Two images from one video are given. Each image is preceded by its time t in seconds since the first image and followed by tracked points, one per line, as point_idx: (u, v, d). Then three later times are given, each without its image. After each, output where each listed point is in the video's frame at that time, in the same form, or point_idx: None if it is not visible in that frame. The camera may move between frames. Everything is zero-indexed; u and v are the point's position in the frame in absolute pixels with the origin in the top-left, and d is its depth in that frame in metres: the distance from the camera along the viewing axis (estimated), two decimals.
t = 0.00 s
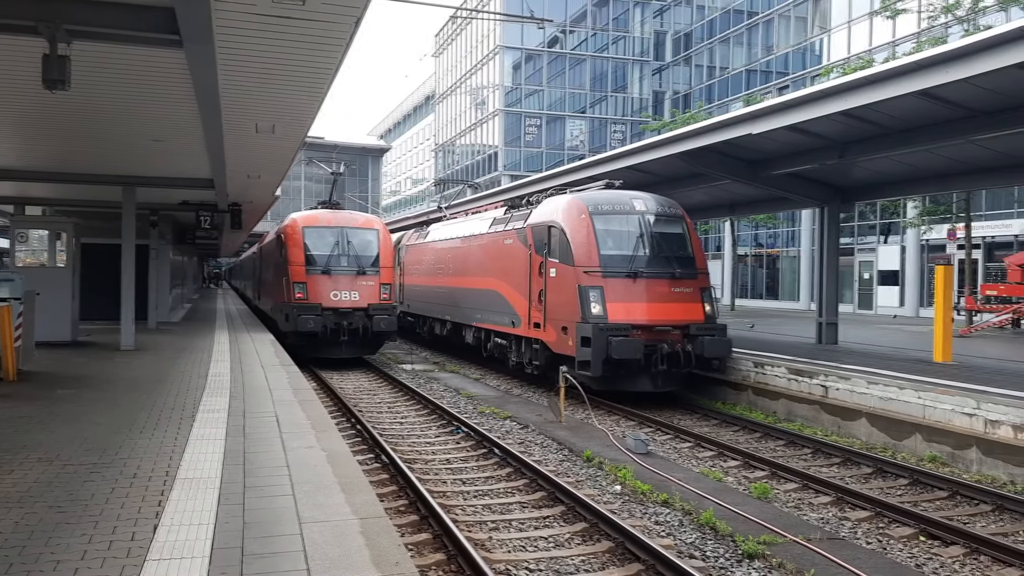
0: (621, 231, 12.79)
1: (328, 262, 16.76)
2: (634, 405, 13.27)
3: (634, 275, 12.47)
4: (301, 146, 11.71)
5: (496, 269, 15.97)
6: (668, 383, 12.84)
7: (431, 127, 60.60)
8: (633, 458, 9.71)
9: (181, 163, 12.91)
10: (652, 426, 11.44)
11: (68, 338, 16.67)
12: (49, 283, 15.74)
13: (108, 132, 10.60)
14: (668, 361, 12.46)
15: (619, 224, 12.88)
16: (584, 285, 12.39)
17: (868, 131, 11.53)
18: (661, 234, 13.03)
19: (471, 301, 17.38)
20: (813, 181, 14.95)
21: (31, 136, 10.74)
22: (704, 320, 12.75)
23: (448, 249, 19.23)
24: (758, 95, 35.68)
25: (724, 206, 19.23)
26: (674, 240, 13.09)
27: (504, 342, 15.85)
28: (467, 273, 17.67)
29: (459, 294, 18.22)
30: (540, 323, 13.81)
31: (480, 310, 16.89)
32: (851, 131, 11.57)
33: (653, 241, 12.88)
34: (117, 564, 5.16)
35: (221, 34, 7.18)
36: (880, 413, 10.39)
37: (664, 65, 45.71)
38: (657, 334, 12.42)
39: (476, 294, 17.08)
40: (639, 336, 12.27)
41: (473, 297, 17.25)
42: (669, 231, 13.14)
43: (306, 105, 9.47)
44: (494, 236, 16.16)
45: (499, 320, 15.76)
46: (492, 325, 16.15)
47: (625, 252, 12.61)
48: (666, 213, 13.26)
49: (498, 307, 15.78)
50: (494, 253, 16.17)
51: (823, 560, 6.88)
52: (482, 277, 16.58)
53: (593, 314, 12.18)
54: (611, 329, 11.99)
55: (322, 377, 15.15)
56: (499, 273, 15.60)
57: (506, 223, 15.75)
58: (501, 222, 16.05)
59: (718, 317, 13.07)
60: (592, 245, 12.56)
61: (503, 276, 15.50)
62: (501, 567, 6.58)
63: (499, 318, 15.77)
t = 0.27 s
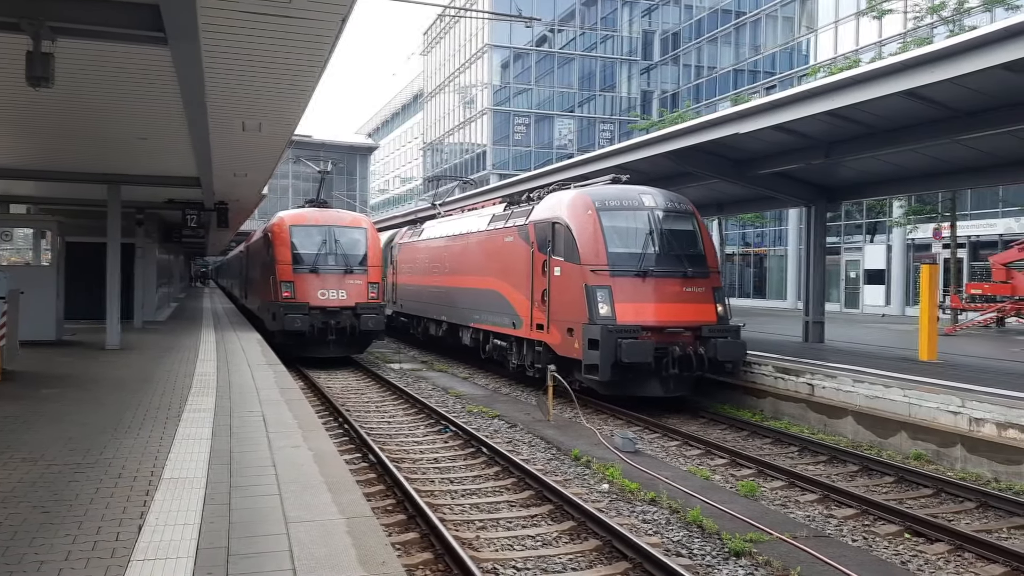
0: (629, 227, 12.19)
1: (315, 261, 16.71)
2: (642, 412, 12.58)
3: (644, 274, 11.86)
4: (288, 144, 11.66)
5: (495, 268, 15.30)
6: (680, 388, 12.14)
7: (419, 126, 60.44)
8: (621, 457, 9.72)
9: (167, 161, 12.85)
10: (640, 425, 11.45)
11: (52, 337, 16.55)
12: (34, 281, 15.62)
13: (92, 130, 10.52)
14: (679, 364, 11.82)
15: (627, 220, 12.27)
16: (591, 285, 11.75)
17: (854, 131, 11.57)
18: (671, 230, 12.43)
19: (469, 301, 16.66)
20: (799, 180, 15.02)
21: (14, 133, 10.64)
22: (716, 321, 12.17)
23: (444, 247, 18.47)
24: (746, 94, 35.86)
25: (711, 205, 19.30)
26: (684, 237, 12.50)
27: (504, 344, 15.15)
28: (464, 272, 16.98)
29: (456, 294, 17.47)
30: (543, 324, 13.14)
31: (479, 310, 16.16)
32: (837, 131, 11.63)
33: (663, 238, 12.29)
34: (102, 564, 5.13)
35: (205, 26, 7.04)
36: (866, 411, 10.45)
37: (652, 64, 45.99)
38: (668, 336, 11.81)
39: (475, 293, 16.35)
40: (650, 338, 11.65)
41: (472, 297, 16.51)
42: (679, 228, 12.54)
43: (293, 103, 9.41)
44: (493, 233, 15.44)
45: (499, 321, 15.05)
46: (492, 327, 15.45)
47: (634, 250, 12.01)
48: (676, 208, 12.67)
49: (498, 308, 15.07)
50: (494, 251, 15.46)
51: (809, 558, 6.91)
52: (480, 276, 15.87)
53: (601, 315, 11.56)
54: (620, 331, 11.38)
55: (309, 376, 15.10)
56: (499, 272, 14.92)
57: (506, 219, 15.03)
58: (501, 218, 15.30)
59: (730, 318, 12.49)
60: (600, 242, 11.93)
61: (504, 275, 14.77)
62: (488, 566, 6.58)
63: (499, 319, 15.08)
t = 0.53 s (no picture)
0: (629, 225, 11.64)
1: (291, 260, 16.60)
2: (641, 419, 12.03)
3: (645, 274, 11.30)
4: (263, 142, 11.57)
5: (484, 267, 14.65)
6: (681, 393, 11.64)
7: (396, 125, 60.16)
8: (598, 456, 9.75)
9: (139, 159, 12.70)
10: (616, 425, 11.49)
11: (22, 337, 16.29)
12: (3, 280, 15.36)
13: (62, 127, 10.38)
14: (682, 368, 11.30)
15: (627, 217, 11.71)
16: (589, 285, 11.20)
17: (827, 132, 11.69)
18: (672, 228, 11.90)
19: (457, 301, 16.00)
20: (774, 180, 15.16)
21: None
22: (719, 323, 11.67)
23: (429, 245, 17.77)
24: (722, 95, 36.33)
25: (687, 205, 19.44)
26: (686, 235, 11.97)
27: (494, 347, 14.56)
28: (451, 271, 16.30)
29: (443, 294, 16.81)
30: (536, 326, 12.54)
31: (467, 311, 15.51)
32: (811, 132, 11.75)
33: (665, 236, 11.75)
34: (72, 567, 5.07)
35: (177, 23, 6.91)
36: (839, 409, 10.58)
37: (628, 65, 46.22)
38: (670, 339, 11.29)
39: (463, 294, 15.70)
40: (651, 341, 11.13)
41: (460, 297, 15.84)
42: (680, 226, 12.01)
43: (267, 100, 9.34)
44: (483, 231, 14.78)
45: (489, 323, 14.41)
46: (481, 329, 14.82)
47: (635, 248, 11.46)
48: (677, 205, 12.14)
49: (488, 308, 14.43)
50: (483, 249, 14.81)
51: (783, 555, 6.98)
52: (469, 276, 15.19)
53: (600, 317, 11.00)
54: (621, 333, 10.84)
55: (285, 376, 15.00)
56: (490, 271, 14.26)
57: (497, 216, 14.37)
58: (492, 215, 14.61)
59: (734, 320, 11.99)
60: (599, 240, 11.37)
61: (494, 275, 14.12)
62: (464, 566, 6.58)
63: (488, 320, 14.44)
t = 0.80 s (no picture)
0: (624, 223, 11.18)
1: (256, 260, 16.43)
2: (633, 426, 11.61)
3: (640, 274, 10.85)
4: (228, 140, 11.41)
5: (468, 266, 14.11)
6: (679, 399, 11.20)
7: (364, 123, 59.67)
8: (567, 456, 9.77)
9: (100, 157, 12.48)
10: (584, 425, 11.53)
11: None
12: None
13: (19, 124, 10.15)
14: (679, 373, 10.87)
15: (621, 215, 11.25)
16: (582, 286, 10.75)
17: (793, 134, 11.83)
18: (669, 226, 11.45)
19: (438, 303, 15.49)
20: (741, 182, 15.30)
21: None
22: (718, 325, 11.24)
23: (406, 244, 17.31)
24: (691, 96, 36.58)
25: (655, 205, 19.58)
26: (682, 233, 11.53)
27: (477, 350, 14.06)
28: (432, 271, 15.77)
29: (422, 296, 16.29)
30: (525, 329, 12.07)
31: (449, 313, 15.01)
32: (777, 134, 11.88)
33: (661, 234, 11.30)
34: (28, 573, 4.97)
35: (141, 19, 6.78)
36: (804, 408, 10.72)
37: (598, 66, 46.29)
38: (666, 343, 10.87)
39: (445, 295, 15.18)
40: (646, 344, 10.71)
41: (442, 299, 15.31)
42: (677, 223, 11.56)
43: (232, 98, 9.22)
44: (466, 229, 14.29)
45: (473, 326, 13.89)
46: (464, 332, 14.31)
47: (630, 247, 11.02)
48: (672, 202, 11.69)
49: (472, 311, 13.95)
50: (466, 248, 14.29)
51: (748, 553, 7.05)
52: (452, 276, 14.68)
53: (594, 320, 10.56)
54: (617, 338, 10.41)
55: (251, 378, 14.84)
56: (473, 271, 13.77)
57: (481, 214, 13.93)
58: (476, 212, 14.16)
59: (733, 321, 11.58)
60: (592, 239, 10.91)
61: (479, 275, 13.63)
62: (432, 567, 6.55)
63: (472, 323, 13.95)
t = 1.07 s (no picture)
0: (616, 221, 10.67)
1: (216, 261, 16.22)
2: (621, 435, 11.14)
3: (634, 275, 10.33)
4: (188, 139, 11.25)
5: (449, 267, 13.56)
6: (676, 408, 10.66)
7: (326, 122, 58.95)
8: (531, 457, 9.79)
9: (56, 155, 12.22)
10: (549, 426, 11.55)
11: None
12: None
13: None
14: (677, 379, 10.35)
15: (613, 213, 10.73)
16: (573, 287, 10.21)
17: (755, 136, 11.97)
18: (663, 225, 10.96)
19: (415, 305, 14.97)
20: (703, 184, 15.47)
21: None
22: (715, 329, 10.74)
23: (379, 243, 16.88)
24: (655, 99, 37.51)
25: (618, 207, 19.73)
26: (677, 232, 11.04)
27: (457, 355, 13.50)
28: (409, 272, 15.25)
29: (399, 298, 15.70)
30: (511, 333, 11.51)
31: (428, 316, 14.43)
32: (739, 137, 12.03)
33: (655, 233, 10.81)
34: None
35: (95, 15, 6.65)
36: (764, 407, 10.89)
37: (564, 67, 46.27)
38: (663, 348, 10.35)
39: (424, 297, 14.60)
40: (641, 350, 10.19)
41: (420, 301, 14.71)
42: (670, 222, 11.07)
43: (191, 96, 9.10)
44: (446, 228, 13.78)
45: (455, 329, 13.32)
46: (445, 335, 13.73)
47: (622, 247, 10.50)
48: (665, 199, 11.22)
49: (451, 314, 13.43)
50: (445, 248, 13.79)
51: (709, 551, 7.14)
52: (431, 277, 14.19)
53: (587, 324, 10.01)
54: (611, 342, 9.85)
55: (211, 380, 14.65)
56: (454, 271, 13.24)
57: (460, 212, 13.44)
58: (456, 211, 13.67)
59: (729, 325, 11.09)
60: (583, 238, 10.38)
61: (461, 276, 13.07)
62: (395, 570, 6.52)
63: (453, 327, 13.39)
